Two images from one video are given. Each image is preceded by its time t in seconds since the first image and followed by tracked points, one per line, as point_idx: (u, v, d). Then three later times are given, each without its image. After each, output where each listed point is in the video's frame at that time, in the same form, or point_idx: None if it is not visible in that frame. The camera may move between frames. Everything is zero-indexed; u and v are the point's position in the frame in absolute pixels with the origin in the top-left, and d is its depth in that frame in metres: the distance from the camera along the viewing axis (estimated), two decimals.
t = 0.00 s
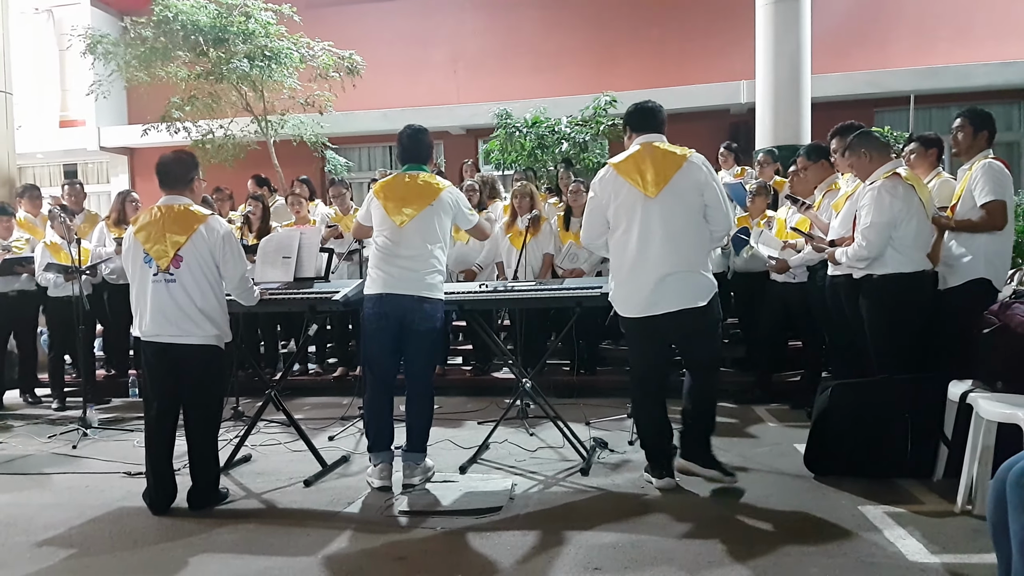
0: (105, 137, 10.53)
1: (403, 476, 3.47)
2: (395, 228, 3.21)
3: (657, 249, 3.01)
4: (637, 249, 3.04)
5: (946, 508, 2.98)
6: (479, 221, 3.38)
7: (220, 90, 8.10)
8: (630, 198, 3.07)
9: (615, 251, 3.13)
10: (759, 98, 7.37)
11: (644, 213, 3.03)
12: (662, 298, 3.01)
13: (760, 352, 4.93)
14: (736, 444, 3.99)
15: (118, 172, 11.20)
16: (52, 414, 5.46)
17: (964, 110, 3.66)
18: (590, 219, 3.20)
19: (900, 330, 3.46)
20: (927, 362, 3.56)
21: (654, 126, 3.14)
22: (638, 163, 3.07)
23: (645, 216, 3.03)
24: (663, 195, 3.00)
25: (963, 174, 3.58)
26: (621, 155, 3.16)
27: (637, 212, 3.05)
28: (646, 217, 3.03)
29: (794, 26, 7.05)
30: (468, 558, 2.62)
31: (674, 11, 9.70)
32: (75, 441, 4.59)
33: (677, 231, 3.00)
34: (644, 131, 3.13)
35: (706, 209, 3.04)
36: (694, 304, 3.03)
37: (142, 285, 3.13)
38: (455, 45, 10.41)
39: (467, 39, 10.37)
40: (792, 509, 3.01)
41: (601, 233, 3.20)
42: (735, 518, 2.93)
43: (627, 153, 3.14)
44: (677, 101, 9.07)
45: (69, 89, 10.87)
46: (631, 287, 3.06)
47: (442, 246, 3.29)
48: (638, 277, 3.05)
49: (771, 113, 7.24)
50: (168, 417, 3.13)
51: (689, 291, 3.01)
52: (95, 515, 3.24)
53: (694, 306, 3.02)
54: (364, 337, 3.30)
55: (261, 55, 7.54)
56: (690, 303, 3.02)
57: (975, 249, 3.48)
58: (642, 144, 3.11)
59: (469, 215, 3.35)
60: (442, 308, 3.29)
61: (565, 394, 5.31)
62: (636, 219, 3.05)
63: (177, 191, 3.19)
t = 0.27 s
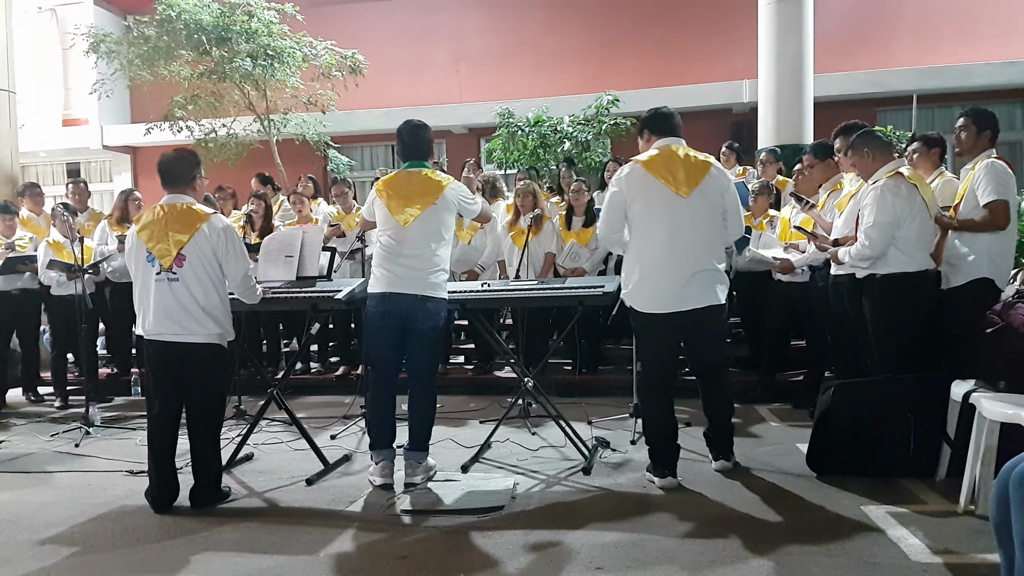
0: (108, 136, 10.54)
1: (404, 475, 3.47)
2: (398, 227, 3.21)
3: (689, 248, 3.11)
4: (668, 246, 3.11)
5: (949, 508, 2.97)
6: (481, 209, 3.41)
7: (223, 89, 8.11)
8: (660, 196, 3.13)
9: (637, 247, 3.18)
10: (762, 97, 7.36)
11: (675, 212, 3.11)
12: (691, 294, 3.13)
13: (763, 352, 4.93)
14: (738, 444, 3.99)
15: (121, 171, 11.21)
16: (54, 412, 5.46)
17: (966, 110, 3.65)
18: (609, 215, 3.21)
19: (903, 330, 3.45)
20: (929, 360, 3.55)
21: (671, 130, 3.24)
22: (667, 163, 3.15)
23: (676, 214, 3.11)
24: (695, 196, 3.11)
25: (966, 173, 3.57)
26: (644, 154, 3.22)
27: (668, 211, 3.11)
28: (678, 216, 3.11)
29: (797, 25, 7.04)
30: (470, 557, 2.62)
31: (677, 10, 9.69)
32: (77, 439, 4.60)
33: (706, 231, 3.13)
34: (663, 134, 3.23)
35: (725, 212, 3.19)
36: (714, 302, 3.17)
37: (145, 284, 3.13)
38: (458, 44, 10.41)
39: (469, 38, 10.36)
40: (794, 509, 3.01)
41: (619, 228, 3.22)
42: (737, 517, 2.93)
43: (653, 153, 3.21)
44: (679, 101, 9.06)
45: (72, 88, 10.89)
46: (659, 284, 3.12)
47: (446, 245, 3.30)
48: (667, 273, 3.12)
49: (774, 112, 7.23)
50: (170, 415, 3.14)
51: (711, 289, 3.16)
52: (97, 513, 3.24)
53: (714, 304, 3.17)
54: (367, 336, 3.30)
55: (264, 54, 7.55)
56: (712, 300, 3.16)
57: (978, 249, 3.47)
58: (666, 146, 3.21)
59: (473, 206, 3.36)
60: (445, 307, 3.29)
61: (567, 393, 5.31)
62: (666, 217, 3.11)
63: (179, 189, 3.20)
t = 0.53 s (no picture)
0: (111, 138, 10.56)
1: (407, 476, 3.48)
2: (402, 229, 3.22)
3: (722, 246, 3.22)
4: (703, 245, 3.20)
5: (952, 510, 2.97)
6: (481, 216, 3.42)
7: (225, 91, 8.12)
8: (695, 196, 3.21)
9: (669, 246, 3.24)
10: (764, 98, 7.36)
11: (711, 212, 3.21)
12: (721, 291, 3.24)
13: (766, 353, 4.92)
14: (741, 445, 3.99)
15: (124, 172, 11.23)
16: (57, 414, 5.48)
17: (968, 111, 3.65)
18: (640, 213, 3.27)
19: (906, 331, 3.45)
20: (932, 361, 3.55)
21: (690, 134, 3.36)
22: (699, 165, 3.25)
23: (711, 215, 3.21)
24: (727, 197, 3.24)
25: (969, 174, 3.58)
26: (673, 155, 3.30)
27: (704, 210, 3.20)
28: (713, 216, 3.21)
29: (799, 26, 7.05)
30: (472, 559, 2.62)
31: (678, 10, 9.70)
32: (79, 441, 4.60)
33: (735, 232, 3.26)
34: (684, 138, 3.35)
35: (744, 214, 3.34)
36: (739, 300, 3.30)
37: (148, 286, 3.14)
38: (460, 46, 10.42)
39: (471, 40, 10.38)
40: (796, 510, 3.01)
41: (647, 227, 3.28)
42: (740, 519, 2.93)
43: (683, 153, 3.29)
44: (681, 102, 9.06)
45: (75, 90, 10.92)
46: (694, 281, 3.20)
47: (449, 246, 3.30)
48: (702, 271, 3.20)
49: (776, 113, 7.23)
50: (172, 418, 3.14)
51: (737, 287, 3.28)
52: (100, 515, 3.25)
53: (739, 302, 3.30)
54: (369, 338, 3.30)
55: (266, 56, 7.57)
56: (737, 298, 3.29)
57: (980, 250, 3.47)
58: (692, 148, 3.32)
59: (474, 211, 3.38)
60: (449, 309, 3.30)
61: (569, 394, 5.31)
62: (702, 216, 3.20)
63: (182, 192, 3.20)
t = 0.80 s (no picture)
0: (109, 135, 10.53)
1: (404, 477, 3.47)
2: (402, 230, 3.22)
3: (739, 248, 3.34)
4: (724, 245, 3.32)
5: (946, 515, 2.98)
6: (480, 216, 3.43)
7: (225, 90, 8.11)
8: (715, 199, 3.33)
9: (690, 246, 3.33)
10: (763, 102, 7.37)
11: (730, 214, 3.34)
12: (738, 292, 3.36)
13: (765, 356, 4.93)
14: (738, 449, 3.99)
15: (122, 170, 11.21)
16: (52, 412, 5.46)
17: (967, 117, 3.67)
18: (659, 214, 3.34)
19: (904, 336, 3.45)
20: (929, 366, 3.56)
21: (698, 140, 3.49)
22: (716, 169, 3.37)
23: (729, 217, 3.33)
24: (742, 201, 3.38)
25: (966, 180, 3.59)
26: (688, 159, 3.41)
27: (724, 212, 3.33)
28: (731, 219, 3.34)
29: (799, 31, 7.06)
30: (468, 560, 2.62)
31: (679, 14, 9.71)
32: (74, 440, 4.58)
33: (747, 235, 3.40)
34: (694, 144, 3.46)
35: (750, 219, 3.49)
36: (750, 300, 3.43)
37: (145, 284, 3.13)
38: (461, 47, 10.43)
39: (472, 41, 10.38)
40: (792, 514, 3.02)
41: (665, 229, 3.36)
42: (735, 522, 2.94)
43: (698, 158, 3.40)
44: (682, 105, 9.06)
45: (74, 87, 10.90)
46: (716, 281, 3.31)
47: (449, 247, 3.31)
48: (723, 272, 3.31)
49: (776, 118, 7.25)
50: (168, 417, 3.14)
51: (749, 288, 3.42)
52: (95, 514, 3.24)
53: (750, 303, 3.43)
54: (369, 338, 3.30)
55: (266, 55, 7.56)
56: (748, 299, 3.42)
57: (978, 256, 3.48)
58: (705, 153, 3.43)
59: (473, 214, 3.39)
60: (448, 309, 3.30)
61: (567, 396, 5.31)
62: (721, 218, 3.32)
63: (180, 190, 3.20)
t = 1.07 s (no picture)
0: (107, 128, 10.50)
1: (397, 477, 3.47)
2: (399, 229, 3.21)
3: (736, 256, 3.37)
4: (722, 253, 3.34)
5: (937, 525, 2.99)
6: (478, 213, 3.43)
7: (224, 85, 8.09)
8: (715, 206, 3.35)
9: (690, 252, 3.34)
10: (763, 109, 7.39)
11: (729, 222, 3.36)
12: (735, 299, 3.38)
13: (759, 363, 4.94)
14: (730, 455, 4.00)
15: (118, 163, 11.16)
16: (43, 404, 5.43)
17: (966, 130, 3.68)
18: (660, 219, 3.35)
19: (899, 346, 3.46)
20: (923, 377, 3.57)
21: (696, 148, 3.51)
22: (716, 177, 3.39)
23: (728, 225, 3.36)
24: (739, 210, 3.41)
25: (963, 193, 3.61)
26: (688, 166, 3.42)
27: (723, 220, 3.35)
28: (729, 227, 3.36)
29: (800, 40, 7.08)
30: (460, 561, 2.62)
31: (680, 20, 9.74)
32: (66, 433, 4.56)
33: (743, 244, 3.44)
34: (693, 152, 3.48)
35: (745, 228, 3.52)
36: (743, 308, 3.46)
37: (141, 278, 3.12)
38: (461, 47, 10.43)
39: (473, 42, 10.38)
40: (784, 521, 3.02)
41: (665, 234, 3.36)
42: (727, 528, 2.94)
43: (699, 165, 3.41)
44: (681, 111, 9.08)
45: (72, 79, 10.86)
46: (714, 288, 3.33)
47: (446, 248, 3.30)
48: (721, 279, 3.33)
49: (775, 126, 7.27)
50: (161, 412, 3.13)
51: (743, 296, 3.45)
52: (85, 508, 3.22)
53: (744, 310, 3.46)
54: (364, 337, 3.29)
55: (267, 51, 7.53)
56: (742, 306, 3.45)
57: (973, 269, 3.50)
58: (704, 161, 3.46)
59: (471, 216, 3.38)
60: (445, 311, 3.30)
61: (561, 399, 5.32)
62: (720, 226, 3.35)
63: (179, 184, 3.19)
